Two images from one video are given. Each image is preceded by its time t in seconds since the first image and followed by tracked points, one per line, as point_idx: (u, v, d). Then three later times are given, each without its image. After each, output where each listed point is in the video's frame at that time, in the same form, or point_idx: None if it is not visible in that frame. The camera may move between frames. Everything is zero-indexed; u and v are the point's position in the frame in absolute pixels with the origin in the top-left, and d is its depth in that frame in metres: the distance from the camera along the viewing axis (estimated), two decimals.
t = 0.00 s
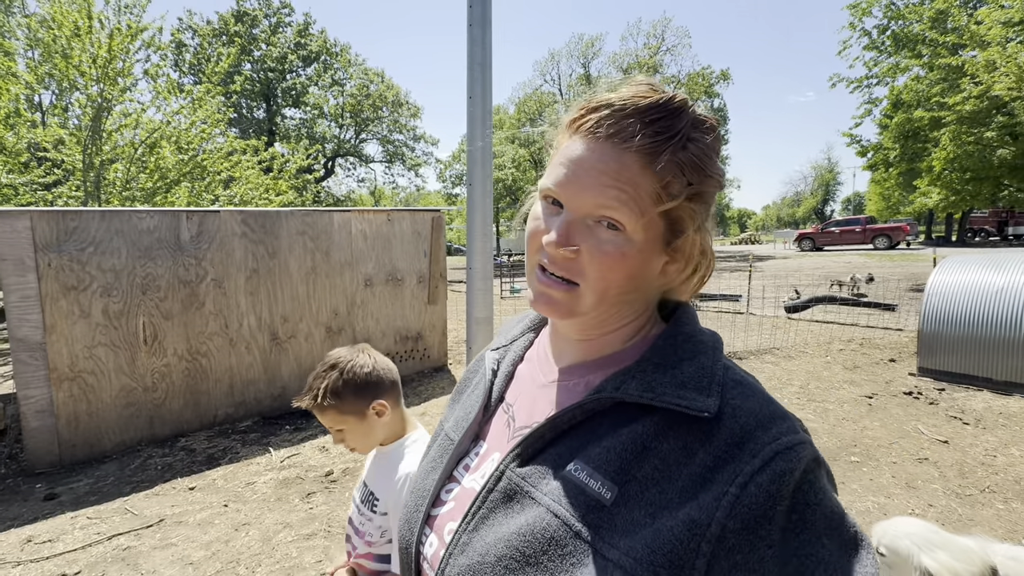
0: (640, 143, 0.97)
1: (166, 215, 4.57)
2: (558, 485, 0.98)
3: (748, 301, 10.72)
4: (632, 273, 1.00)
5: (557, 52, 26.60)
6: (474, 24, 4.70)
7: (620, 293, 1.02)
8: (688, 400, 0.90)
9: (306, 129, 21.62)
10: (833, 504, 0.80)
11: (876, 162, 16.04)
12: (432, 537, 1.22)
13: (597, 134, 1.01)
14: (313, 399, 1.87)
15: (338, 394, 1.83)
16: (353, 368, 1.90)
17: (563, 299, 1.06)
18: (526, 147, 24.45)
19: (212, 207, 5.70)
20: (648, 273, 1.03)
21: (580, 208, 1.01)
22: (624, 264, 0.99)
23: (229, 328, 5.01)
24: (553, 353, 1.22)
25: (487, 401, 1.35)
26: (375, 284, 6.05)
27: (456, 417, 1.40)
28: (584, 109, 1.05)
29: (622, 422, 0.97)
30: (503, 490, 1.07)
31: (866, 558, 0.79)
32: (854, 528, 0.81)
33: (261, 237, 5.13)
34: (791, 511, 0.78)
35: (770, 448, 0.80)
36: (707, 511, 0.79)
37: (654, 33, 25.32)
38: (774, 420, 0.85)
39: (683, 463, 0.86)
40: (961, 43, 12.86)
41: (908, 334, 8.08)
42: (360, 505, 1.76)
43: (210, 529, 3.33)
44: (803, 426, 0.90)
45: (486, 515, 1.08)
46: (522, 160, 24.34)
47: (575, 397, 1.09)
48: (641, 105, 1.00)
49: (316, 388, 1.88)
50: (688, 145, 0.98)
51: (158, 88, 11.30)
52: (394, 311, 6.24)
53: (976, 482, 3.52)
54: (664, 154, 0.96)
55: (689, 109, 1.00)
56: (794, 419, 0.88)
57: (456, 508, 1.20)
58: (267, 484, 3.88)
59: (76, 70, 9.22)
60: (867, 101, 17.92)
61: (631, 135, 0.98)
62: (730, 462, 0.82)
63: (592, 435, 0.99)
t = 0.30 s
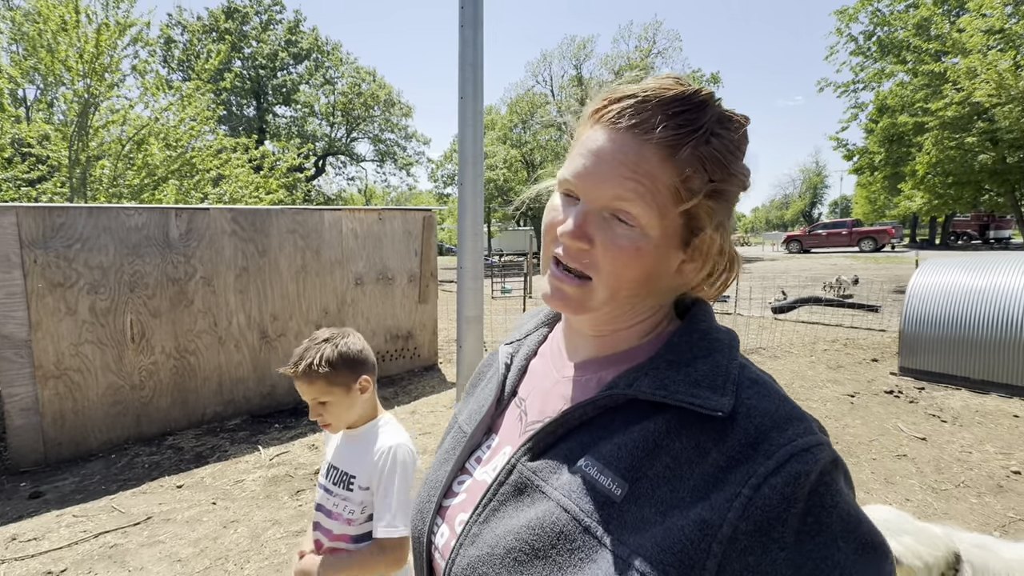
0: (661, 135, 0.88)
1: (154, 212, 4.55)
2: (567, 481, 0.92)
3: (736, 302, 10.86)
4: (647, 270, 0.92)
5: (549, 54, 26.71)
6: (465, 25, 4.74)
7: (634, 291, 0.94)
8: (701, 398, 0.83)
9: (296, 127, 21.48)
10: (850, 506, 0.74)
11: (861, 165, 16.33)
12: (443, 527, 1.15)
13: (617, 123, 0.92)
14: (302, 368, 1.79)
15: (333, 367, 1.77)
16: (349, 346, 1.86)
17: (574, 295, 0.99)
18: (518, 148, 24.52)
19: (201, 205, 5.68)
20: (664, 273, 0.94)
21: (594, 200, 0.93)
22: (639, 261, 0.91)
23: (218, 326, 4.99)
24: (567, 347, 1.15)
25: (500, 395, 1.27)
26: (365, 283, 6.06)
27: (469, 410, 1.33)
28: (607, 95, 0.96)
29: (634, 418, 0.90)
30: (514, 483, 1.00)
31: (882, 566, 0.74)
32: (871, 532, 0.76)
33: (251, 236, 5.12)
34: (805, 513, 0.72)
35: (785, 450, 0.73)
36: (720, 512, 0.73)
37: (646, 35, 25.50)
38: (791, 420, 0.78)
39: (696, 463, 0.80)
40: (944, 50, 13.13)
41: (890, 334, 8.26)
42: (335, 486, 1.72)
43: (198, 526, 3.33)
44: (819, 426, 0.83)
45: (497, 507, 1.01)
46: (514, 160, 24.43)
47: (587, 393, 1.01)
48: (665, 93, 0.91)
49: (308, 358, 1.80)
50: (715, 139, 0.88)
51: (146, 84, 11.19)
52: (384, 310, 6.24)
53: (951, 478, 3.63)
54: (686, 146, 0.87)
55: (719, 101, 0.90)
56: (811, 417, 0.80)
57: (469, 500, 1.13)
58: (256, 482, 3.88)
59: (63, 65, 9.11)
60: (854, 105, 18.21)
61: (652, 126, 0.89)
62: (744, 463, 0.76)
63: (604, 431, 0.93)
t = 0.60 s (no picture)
0: (638, 117, 0.90)
1: (139, 208, 4.49)
2: (585, 474, 0.89)
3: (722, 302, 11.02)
4: (644, 251, 0.92)
5: (540, 55, 26.83)
6: (457, 25, 4.76)
7: (636, 273, 0.93)
8: (721, 390, 0.79)
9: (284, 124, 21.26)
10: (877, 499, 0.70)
11: (844, 169, 16.65)
12: (463, 516, 1.12)
13: (596, 112, 0.94)
14: (305, 348, 1.78)
15: (337, 352, 1.78)
16: (352, 333, 1.88)
17: (575, 285, 0.98)
18: (507, 148, 24.57)
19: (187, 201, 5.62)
20: (664, 252, 0.93)
21: (582, 187, 0.94)
22: (634, 243, 0.91)
23: (204, 323, 4.94)
24: (582, 341, 1.13)
25: (518, 386, 1.23)
26: (354, 281, 6.04)
27: (489, 402, 1.28)
28: (583, 90, 0.99)
29: (653, 410, 0.86)
30: (534, 473, 0.97)
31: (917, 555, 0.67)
32: (900, 521, 0.69)
33: (239, 233, 5.08)
34: (829, 506, 0.68)
35: (808, 441, 0.70)
36: (740, 505, 0.70)
37: (636, 38, 25.70)
38: (813, 411, 0.74)
39: (716, 455, 0.76)
40: (924, 57, 13.46)
41: (870, 334, 8.45)
42: (328, 475, 1.73)
43: (183, 524, 3.30)
44: (846, 419, 0.78)
45: (518, 497, 0.98)
46: (504, 161, 24.47)
47: (604, 385, 1.00)
48: (637, 77, 0.93)
49: (311, 340, 1.80)
50: (694, 111, 0.89)
51: (130, 79, 11.01)
52: (373, 308, 6.22)
53: (926, 472, 3.74)
54: (662, 124, 0.88)
55: (692, 74, 0.92)
56: (835, 408, 0.77)
57: (488, 489, 1.09)
58: (243, 480, 3.86)
59: (44, 58, 8.93)
60: (837, 110, 18.57)
61: (628, 108, 0.91)
62: (765, 455, 0.72)
63: (624, 423, 0.89)
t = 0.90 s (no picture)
0: (653, 100, 0.89)
1: (120, 203, 4.39)
2: (601, 480, 0.84)
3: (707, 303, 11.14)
4: (669, 236, 0.89)
5: (528, 55, 26.88)
6: (446, 23, 4.73)
7: (661, 261, 0.90)
8: (743, 392, 0.76)
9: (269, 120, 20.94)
10: (907, 505, 0.67)
11: (826, 173, 16.95)
12: (474, 523, 1.07)
13: (605, 101, 0.93)
14: (308, 343, 1.77)
15: (339, 349, 1.77)
16: (356, 333, 1.87)
17: (596, 280, 0.93)
18: (495, 148, 24.55)
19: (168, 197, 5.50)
20: (685, 239, 0.91)
21: (599, 175, 0.91)
22: (659, 228, 0.88)
23: (186, 322, 4.84)
24: (592, 342, 1.09)
25: (530, 388, 1.18)
26: (340, 280, 5.97)
27: (498, 403, 1.23)
28: (587, 82, 0.98)
29: (670, 415, 0.83)
30: (547, 480, 0.92)
31: (948, 565, 0.64)
32: (931, 529, 0.67)
33: (222, 230, 4.99)
34: (859, 514, 0.66)
35: (836, 446, 0.67)
36: (767, 513, 0.66)
37: (624, 40, 25.87)
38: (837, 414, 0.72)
39: (739, 461, 0.73)
40: (903, 65, 13.77)
41: (851, 335, 8.61)
42: (322, 477, 1.69)
43: (164, 527, 3.23)
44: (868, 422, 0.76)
45: (530, 504, 0.93)
46: (492, 161, 24.44)
47: (619, 387, 0.97)
48: (643, 64, 0.93)
49: (315, 335, 1.79)
50: (704, 95, 0.90)
51: (111, 72, 10.77)
52: (359, 307, 6.15)
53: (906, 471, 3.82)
54: (678, 107, 0.88)
55: (695, 62, 0.94)
56: (861, 412, 0.74)
57: (500, 496, 1.04)
58: (225, 482, 3.79)
59: (20, 48, 8.67)
60: (820, 115, 18.90)
61: (642, 94, 0.90)
62: (791, 460, 0.69)
63: (640, 428, 0.85)
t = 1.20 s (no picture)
0: (670, 115, 0.88)
1: (97, 200, 4.27)
2: (593, 487, 0.83)
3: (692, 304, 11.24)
4: (682, 252, 0.90)
5: (516, 56, 26.92)
6: (434, 23, 4.71)
7: (674, 275, 0.90)
8: (732, 396, 0.75)
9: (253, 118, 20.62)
10: (894, 506, 0.66)
11: (809, 177, 17.24)
12: (466, 534, 1.03)
13: (619, 113, 0.91)
14: (302, 342, 1.77)
15: (327, 352, 1.75)
16: (350, 337, 1.84)
17: (608, 293, 0.92)
18: (483, 148, 24.52)
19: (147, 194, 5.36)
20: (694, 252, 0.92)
21: (615, 189, 0.89)
22: (674, 244, 0.88)
23: (165, 323, 4.73)
24: (584, 347, 1.07)
25: (521, 395, 1.16)
26: (325, 280, 5.89)
27: (490, 411, 1.21)
28: (594, 89, 0.95)
29: (660, 420, 0.82)
30: (539, 488, 0.91)
31: (935, 566, 0.64)
32: (918, 530, 0.66)
33: (204, 229, 4.88)
34: (848, 516, 0.65)
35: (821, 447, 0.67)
36: (757, 517, 0.66)
37: (611, 43, 26.01)
38: (824, 415, 0.72)
39: (729, 464, 0.72)
40: (883, 72, 14.08)
41: (832, 337, 8.76)
42: (311, 484, 1.64)
43: (141, 534, 3.15)
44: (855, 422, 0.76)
45: (522, 513, 0.91)
46: (479, 161, 24.39)
47: (610, 394, 0.95)
48: (656, 76, 0.92)
49: (309, 335, 1.79)
50: (714, 112, 0.91)
51: (88, 66, 10.50)
52: (345, 308, 6.07)
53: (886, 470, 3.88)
54: (695, 121, 0.88)
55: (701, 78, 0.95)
56: (846, 413, 0.74)
57: (492, 506, 1.01)
58: (206, 486, 3.71)
59: None
60: (802, 120, 19.21)
61: (659, 108, 0.89)
62: (780, 463, 0.68)
63: (631, 434, 0.84)
